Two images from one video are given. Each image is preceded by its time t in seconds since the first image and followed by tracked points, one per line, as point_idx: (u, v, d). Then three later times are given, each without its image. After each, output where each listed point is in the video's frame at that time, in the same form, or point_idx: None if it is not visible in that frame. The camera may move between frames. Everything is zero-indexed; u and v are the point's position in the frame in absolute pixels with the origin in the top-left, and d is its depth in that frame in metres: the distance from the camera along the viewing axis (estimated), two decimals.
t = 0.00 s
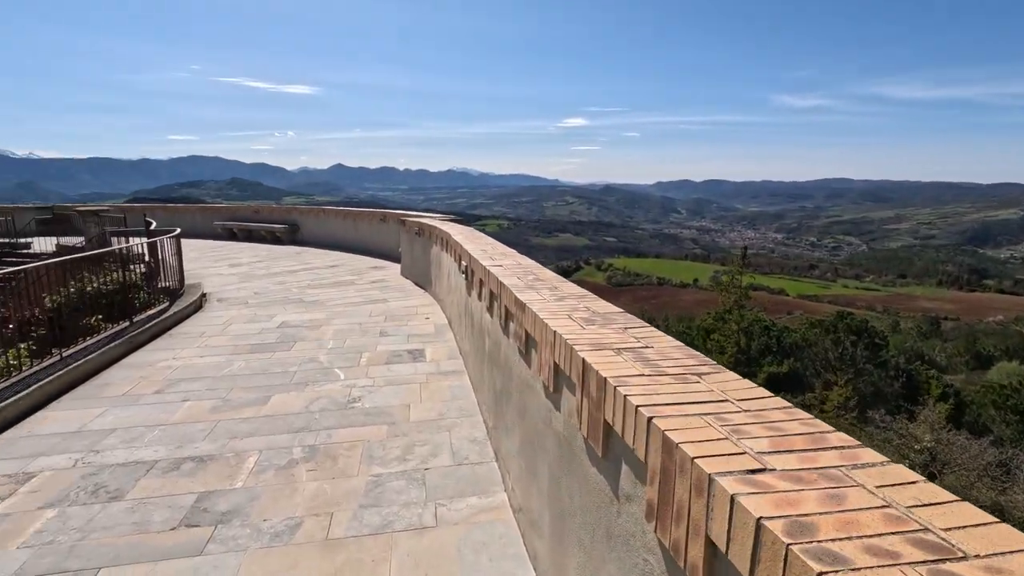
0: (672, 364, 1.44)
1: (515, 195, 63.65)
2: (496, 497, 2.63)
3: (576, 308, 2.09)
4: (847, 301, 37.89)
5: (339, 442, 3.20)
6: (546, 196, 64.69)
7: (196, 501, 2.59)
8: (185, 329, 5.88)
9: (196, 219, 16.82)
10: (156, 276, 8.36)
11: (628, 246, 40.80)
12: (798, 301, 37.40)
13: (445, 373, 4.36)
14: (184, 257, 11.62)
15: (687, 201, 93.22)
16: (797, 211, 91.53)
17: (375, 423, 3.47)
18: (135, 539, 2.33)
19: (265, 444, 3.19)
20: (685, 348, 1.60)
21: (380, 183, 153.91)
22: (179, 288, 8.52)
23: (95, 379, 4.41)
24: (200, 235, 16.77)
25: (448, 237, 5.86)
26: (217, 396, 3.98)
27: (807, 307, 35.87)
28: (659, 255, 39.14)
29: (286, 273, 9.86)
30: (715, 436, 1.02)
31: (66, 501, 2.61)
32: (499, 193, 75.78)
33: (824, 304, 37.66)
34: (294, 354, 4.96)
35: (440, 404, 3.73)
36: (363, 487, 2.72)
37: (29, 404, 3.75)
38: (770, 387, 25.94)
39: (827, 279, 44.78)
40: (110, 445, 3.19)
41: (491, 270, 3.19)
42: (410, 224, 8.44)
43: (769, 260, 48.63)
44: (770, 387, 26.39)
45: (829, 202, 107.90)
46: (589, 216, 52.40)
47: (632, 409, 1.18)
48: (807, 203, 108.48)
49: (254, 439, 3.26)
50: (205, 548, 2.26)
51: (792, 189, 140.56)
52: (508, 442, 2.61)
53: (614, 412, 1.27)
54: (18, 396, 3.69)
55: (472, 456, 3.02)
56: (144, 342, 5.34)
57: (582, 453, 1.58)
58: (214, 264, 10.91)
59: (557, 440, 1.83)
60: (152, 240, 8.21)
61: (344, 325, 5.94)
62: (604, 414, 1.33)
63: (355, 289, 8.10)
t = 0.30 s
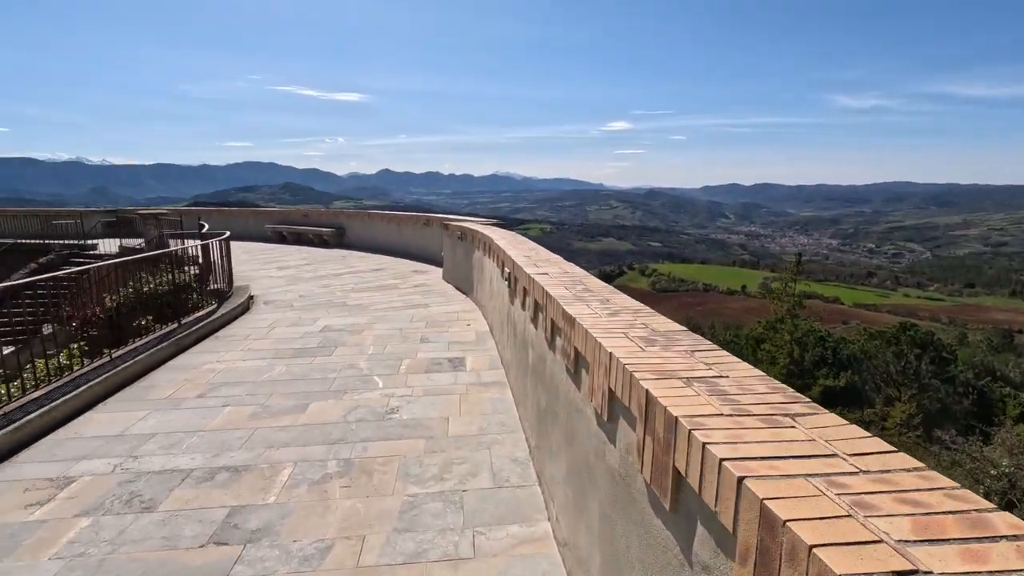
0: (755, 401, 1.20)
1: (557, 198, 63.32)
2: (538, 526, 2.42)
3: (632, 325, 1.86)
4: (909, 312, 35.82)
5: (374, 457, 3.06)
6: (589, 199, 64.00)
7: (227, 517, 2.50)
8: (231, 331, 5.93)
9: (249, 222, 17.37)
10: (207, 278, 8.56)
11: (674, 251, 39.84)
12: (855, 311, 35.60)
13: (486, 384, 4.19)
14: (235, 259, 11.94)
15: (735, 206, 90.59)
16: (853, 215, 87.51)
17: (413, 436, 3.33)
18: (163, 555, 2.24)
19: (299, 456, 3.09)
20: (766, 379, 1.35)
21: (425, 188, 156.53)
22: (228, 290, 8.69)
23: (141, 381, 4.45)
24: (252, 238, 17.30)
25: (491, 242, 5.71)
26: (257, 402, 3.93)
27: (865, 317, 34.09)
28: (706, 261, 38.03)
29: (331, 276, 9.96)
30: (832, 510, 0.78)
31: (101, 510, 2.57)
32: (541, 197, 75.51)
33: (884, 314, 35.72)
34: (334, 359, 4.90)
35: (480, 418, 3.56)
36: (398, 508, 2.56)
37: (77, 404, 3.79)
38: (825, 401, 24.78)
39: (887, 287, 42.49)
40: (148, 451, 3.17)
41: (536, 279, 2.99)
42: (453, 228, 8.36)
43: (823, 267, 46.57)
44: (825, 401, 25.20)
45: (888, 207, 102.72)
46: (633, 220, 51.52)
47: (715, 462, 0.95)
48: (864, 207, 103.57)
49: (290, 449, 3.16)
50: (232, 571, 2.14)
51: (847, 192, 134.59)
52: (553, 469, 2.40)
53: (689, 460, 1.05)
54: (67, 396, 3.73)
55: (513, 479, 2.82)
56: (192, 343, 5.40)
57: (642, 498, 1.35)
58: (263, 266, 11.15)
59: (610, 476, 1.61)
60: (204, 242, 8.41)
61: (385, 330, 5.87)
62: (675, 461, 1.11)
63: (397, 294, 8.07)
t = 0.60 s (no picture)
0: (857, 456, 0.97)
1: (598, 205, 62.68)
2: (580, 565, 2.21)
3: (691, 351, 1.64)
4: (974, 325, 33.61)
5: (406, 477, 2.91)
6: (630, 207, 63.17)
7: (252, 539, 2.39)
8: (270, 338, 5.94)
9: (294, 229, 17.78)
10: (250, 284, 8.70)
11: (718, 259, 38.70)
12: (913, 323, 33.68)
13: (524, 400, 4.01)
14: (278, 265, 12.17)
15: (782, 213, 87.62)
16: (910, 223, 83.26)
17: (446, 455, 3.17)
18: None
19: (329, 473, 2.97)
20: (864, 425, 1.11)
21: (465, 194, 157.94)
22: (269, 295, 8.79)
23: (181, 387, 4.45)
24: (296, 244, 17.70)
25: (531, 251, 5.52)
26: (290, 412, 3.86)
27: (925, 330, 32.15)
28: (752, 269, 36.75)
29: (370, 282, 10.00)
30: None
31: (127, 525, 2.51)
32: (581, 204, 75.00)
33: (946, 327, 33.64)
34: (369, 369, 4.81)
35: (517, 438, 3.37)
36: (428, 537, 2.39)
37: (118, 409, 3.79)
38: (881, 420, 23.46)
39: (948, 299, 40.06)
40: (180, 463, 3.12)
41: (579, 292, 2.79)
42: (492, 236, 8.24)
43: (878, 276, 44.33)
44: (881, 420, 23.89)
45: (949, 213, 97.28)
46: (675, 227, 50.44)
47: (818, 545, 0.74)
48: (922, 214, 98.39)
49: (320, 465, 3.05)
50: None
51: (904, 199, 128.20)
52: (597, 503, 2.18)
53: (777, 536, 0.83)
54: (108, 401, 3.73)
55: (552, 508, 2.61)
56: (232, 350, 5.42)
57: (708, 563, 1.14)
58: (305, 272, 11.30)
59: (666, 526, 1.39)
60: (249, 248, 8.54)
61: (422, 339, 5.78)
62: (756, 532, 0.90)
63: (435, 301, 7.99)
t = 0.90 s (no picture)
0: None
1: (635, 212, 61.85)
2: None
3: (772, 373, 1.40)
4: None
5: (439, 497, 2.73)
6: (668, 213, 62.08)
7: (277, 560, 2.25)
8: (306, 343, 5.90)
9: (333, 235, 18.07)
10: (289, 289, 8.75)
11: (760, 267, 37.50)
12: (974, 336, 31.74)
13: (564, 415, 3.79)
14: (317, 270, 12.30)
15: (827, 220, 84.53)
16: (967, 230, 79.02)
17: (482, 473, 2.98)
18: None
19: (359, 489, 2.82)
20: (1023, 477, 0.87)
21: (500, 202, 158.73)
22: (307, 300, 8.83)
23: (216, 393, 4.41)
24: (335, 249, 17.97)
25: (570, 256, 5.31)
26: (322, 422, 3.75)
27: (988, 344, 30.21)
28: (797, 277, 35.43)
29: (406, 288, 9.96)
30: None
31: (151, 540, 2.40)
32: (618, 211, 74.22)
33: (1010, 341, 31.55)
34: (403, 378, 4.68)
35: (558, 457, 3.15)
36: (463, 566, 2.20)
37: (153, 414, 3.75)
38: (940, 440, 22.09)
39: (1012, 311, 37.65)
40: (209, 473, 3.03)
41: (627, 301, 2.57)
42: (529, 241, 8.06)
43: (933, 286, 42.07)
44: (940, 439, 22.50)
45: (1010, 220, 91.90)
46: (715, 234, 49.23)
47: None
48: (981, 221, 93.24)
49: (350, 480, 2.91)
50: None
51: (961, 205, 121.89)
52: (652, 539, 1.94)
53: None
54: (143, 406, 3.70)
55: (597, 537, 2.39)
56: (268, 355, 5.37)
57: None
58: (342, 278, 11.37)
59: None
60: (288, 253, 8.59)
61: (458, 347, 5.63)
62: None
63: (470, 308, 7.85)
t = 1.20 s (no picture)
0: None
1: (672, 214, 60.71)
2: None
3: (899, 409, 1.10)
4: None
5: (474, 523, 2.49)
6: (706, 216, 60.74)
7: None
8: (338, 347, 5.78)
9: (369, 238, 18.19)
10: (323, 292, 8.70)
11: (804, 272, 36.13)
12: None
13: (608, 432, 3.50)
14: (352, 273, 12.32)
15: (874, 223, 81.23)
16: None
17: (520, 496, 2.72)
18: None
19: (388, 511, 2.60)
20: None
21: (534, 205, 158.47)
22: (340, 303, 8.76)
23: (245, 399, 4.29)
24: (371, 252, 18.08)
25: (612, 260, 5.03)
26: (352, 433, 3.57)
27: None
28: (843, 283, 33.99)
29: (440, 292, 9.82)
30: None
31: (166, 562, 2.24)
32: (654, 214, 73.11)
33: None
34: (436, 386, 4.47)
35: (602, 480, 2.87)
36: None
37: (180, 420, 3.63)
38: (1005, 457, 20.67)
39: None
40: (233, 486, 2.87)
41: (685, 309, 2.29)
42: (566, 244, 7.79)
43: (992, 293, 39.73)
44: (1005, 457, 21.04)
45: None
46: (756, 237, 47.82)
47: None
48: None
49: (379, 500, 2.70)
50: None
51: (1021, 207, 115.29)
52: None
53: None
54: (170, 412, 3.59)
55: None
56: (299, 359, 5.25)
57: None
58: (376, 281, 11.33)
59: None
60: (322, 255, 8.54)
61: (493, 354, 5.42)
62: None
63: (505, 313, 7.64)
